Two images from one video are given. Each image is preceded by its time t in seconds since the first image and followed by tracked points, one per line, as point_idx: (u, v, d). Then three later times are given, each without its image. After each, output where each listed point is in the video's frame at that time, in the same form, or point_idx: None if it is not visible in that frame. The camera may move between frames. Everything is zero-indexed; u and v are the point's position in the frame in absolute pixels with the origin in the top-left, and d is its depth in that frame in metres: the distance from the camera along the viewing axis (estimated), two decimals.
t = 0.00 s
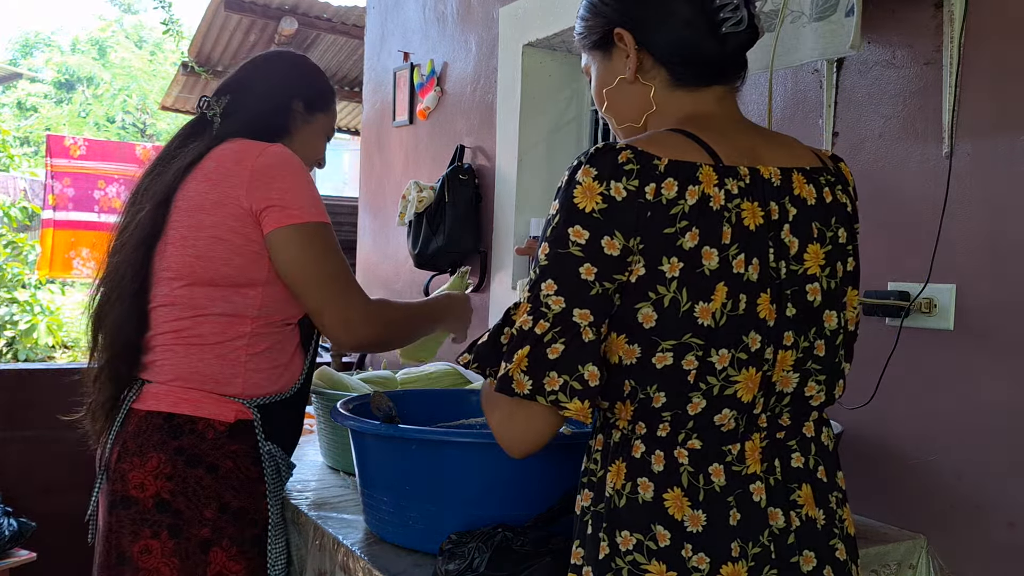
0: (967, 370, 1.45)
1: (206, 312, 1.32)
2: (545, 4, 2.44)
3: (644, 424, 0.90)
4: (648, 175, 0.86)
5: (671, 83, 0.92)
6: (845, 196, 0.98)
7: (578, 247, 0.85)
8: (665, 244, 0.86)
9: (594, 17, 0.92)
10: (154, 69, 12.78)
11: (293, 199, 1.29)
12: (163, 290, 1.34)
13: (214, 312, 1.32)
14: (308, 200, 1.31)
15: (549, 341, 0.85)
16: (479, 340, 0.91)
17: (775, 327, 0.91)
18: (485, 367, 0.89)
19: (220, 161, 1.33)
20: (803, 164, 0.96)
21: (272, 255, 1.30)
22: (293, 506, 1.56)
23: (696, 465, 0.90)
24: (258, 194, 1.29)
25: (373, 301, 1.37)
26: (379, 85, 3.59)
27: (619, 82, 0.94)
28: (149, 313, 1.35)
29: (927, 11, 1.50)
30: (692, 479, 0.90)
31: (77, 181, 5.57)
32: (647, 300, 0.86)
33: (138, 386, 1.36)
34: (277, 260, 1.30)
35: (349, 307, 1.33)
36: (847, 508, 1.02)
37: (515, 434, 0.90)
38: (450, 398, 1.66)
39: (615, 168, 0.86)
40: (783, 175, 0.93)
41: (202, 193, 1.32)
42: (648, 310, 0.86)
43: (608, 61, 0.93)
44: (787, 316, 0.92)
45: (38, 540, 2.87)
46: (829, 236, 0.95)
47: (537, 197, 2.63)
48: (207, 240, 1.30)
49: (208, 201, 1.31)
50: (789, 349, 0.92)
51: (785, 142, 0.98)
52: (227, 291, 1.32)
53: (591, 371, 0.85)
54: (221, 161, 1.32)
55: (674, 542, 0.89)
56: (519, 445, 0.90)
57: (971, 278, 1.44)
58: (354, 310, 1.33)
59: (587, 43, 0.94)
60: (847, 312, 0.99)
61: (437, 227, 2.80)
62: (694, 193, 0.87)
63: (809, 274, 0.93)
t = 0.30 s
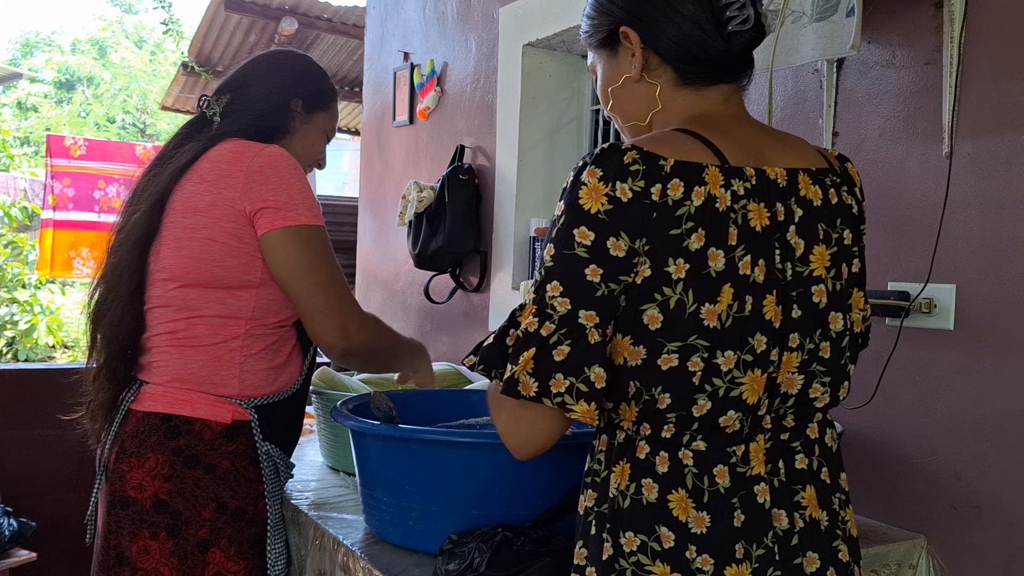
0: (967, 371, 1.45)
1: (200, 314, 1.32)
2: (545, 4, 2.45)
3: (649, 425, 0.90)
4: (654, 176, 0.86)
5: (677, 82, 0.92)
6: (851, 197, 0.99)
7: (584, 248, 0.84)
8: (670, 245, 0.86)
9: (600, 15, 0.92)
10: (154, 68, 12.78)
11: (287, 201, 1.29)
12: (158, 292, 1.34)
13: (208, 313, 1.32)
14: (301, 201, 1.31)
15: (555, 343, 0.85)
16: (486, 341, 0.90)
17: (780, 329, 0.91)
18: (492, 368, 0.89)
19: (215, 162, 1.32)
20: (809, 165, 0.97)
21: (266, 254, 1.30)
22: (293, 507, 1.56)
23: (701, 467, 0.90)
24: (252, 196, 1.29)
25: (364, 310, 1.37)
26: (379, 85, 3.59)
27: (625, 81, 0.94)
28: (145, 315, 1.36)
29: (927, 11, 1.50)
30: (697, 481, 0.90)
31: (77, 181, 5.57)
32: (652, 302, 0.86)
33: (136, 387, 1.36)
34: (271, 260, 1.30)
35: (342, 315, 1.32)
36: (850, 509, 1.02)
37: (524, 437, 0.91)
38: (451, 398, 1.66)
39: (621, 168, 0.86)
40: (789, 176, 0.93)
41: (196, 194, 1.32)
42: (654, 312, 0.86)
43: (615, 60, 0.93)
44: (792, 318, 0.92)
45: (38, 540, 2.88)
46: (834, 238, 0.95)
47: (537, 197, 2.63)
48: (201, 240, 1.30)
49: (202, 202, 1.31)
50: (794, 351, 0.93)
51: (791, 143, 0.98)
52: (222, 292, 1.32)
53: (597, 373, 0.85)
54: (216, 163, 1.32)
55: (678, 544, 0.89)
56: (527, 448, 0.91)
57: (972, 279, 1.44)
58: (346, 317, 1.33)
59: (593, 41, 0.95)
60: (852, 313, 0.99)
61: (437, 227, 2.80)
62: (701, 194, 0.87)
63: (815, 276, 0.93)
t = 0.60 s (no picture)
0: (967, 370, 1.45)
1: (196, 314, 1.32)
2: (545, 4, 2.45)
3: (651, 424, 0.90)
4: (655, 174, 0.86)
5: (682, 82, 0.92)
6: (855, 197, 0.98)
7: (584, 247, 0.85)
8: (671, 243, 0.86)
9: (607, 15, 0.92)
10: (155, 69, 12.79)
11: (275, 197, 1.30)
12: (154, 292, 1.34)
13: (204, 313, 1.32)
14: (290, 197, 1.31)
15: (556, 341, 0.85)
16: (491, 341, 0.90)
17: (783, 329, 0.91)
18: (496, 368, 0.89)
19: (209, 162, 1.32)
20: (814, 167, 0.97)
21: (254, 251, 1.30)
22: (293, 507, 1.56)
23: (703, 466, 0.90)
24: (244, 194, 1.29)
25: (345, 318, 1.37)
26: (379, 85, 3.59)
27: (630, 81, 0.94)
28: (142, 316, 1.36)
29: (927, 11, 1.50)
30: (699, 480, 0.90)
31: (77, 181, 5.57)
32: (653, 300, 0.86)
33: (135, 387, 1.36)
34: (258, 258, 1.30)
35: (324, 323, 1.32)
36: (853, 510, 1.02)
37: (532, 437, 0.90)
38: (451, 398, 1.66)
39: (622, 167, 0.86)
40: (792, 176, 0.93)
41: (192, 193, 1.32)
42: (655, 310, 0.86)
43: (620, 60, 0.93)
44: (795, 317, 0.92)
45: (38, 541, 2.87)
46: (838, 238, 0.95)
47: (537, 197, 2.63)
48: (195, 240, 1.30)
49: (197, 202, 1.31)
50: (797, 351, 0.93)
51: (796, 144, 0.98)
52: (217, 293, 1.32)
53: (598, 371, 0.85)
54: (211, 162, 1.32)
55: (681, 542, 0.89)
56: (536, 447, 0.90)
57: (972, 279, 1.44)
58: (327, 323, 1.32)
59: (600, 42, 0.95)
60: (857, 314, 0.98)
61: (437, 227, 2.80)
62: (702, 193, 0.87)
63: (818, 276, 0.93)
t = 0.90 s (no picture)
0: (967, 370, 1.45)
1: (190, 315, 1.32)
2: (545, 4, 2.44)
3: (649, 421, 0.90)
4: (654, 173, 0.86)
5: (688, 82, 0.92)
6: (859, 198, 0.98)
7: (581, 246, 0.85)
8: (669, 241, 0.86)
9: (614, 15, 0.92)
10: (155, 69, 12.80)
11: (265, 196, 1.29)
12: (149, 293, 1.34)
13: (199, 314, 1.32)
14: (283, 196, 1.30)
15: (553, 339, 0.85)
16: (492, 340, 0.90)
17: (783, 329, 0.91)
18: (496, 365, 0.89)
19: (201, 162, 1.32)
20: (818, 168, 0.97)
21: (245, 249, 1.29)
22: (292, 506, 1.56)
23: (702, 465, 0.90)
24: (234, 194, 1.29)
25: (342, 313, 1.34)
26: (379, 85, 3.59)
27: (636, 81, 0.94)
28: (139, 317, 1.36)
29: (927, 11, 1.50)
30: (698, 478, 0.90)
31: (76, 181, 5.57)
32: (651, 298, 0.86)
33: (132, 387, 1.36)
34: (249, 255, 1.28)
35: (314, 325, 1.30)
36: (853, 511, 1.02)
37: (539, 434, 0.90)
38: (451, 398, 1.66)
39: (621, 165, 0.86)
40: (794, 177, 0.93)
41: (183, 194, 1.32)
42: (652, 307, 0.86)
43: (627, 59, 0.93)
44: (795, 317, 0.92)
45: (37, 541, 2.88)
46: (841, 239, 0.95)
47: (536, 197, 2.63)
48: (188, 240, 1.30)
49: (188, 202, 1.31)
50: (797, 351, 0.92)
51: (800, 145, 0.98)
52: (211, 293, 1.32)
53: (593, 369, 0.85)
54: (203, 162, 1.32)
55: (679, 540, 0.89)
56: (540, 443, 0.90)
57: (972, 279, 1.44)
58: (321, 318, 1.30)
59: (607, 41, 0.95)
60: (859, 315, 0.98)
61: (437, 227, 2.80)
62: (701, 192, 0.87)
63: (820, 277, 0.93)
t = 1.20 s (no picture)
0: (966, 370, 1.45)
1: (189, 316, 1.32)
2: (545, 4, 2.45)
3: (653, 422, 0.90)
4: (662, 174, 0.86)
5: (695, 79, 0.92)
6: (867, 200, 0.99)
7: (588, 246, 0.85)
8: (677, 243, 0.86)
9: (620, 11, 0.92)
10: (155, 69, 12.80)
11: (260, 198, 1.28)
12: (148, 295, 1.35)
13: (197, 315, 1.32)
14: (280, 199, 1.30)
15: (559, 340, 0.85)
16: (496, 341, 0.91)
17: (789, 331, 0.91)
18: (502, 366, 0.90)
19: (197, 163, 1.32)
20: (826, 168, 0.97)
21: (238, 251, 1.28)
22: (293, 506, 1.56)
23: (705, 467, 0.90)
24: (228, 195, 1.28)
25: (330, 321, 1.34)
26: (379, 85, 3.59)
27: (643, 78, 0.94)
28: (138, 317, 1.37)
29: (927, 11, 1.50)
30: (701, 481, 0.89)
31: (77, 181, 5.59)
32: (657, 300, 0.86)
33: (132, 388, 1.36)
34: (241, 256, 1.28)
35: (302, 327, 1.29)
36: (853, 513, 1.02)
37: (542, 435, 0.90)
38: (451, 398, 1.66)
39: (628, 166, 0.86)
40: (802, 178, 0.93)
41: (180, 194, 1.32)
42: (659, 309, 0.87)
43: (633, 56, 0.93)
44: (801, 320, 0.92)
45: (36, 541, 2.88)
46: (848, 242, 0.95)
47: (537, 197, 2.63)
48: (184, 242, 1.30)
49: (184, 203, 1.31)
50: (802, 354, 0.93)
51: (808, 145, 0.98)
52: (209, 295, 1.32)
53: (601, 370, 0.85)
54: (199, 163, 1.32)
55: (681, 543, 0.89)
56: (541, 442, 0.89)
57: (971, 278, 1.44)
58: (308, 325, 1.29)
59: (613, 38, 0.95)
60: (863, 317, 0.99)
61: (437, 227, 2.80)
62: (708, 193, 0.87)
63: (826, 279, 0.93)
